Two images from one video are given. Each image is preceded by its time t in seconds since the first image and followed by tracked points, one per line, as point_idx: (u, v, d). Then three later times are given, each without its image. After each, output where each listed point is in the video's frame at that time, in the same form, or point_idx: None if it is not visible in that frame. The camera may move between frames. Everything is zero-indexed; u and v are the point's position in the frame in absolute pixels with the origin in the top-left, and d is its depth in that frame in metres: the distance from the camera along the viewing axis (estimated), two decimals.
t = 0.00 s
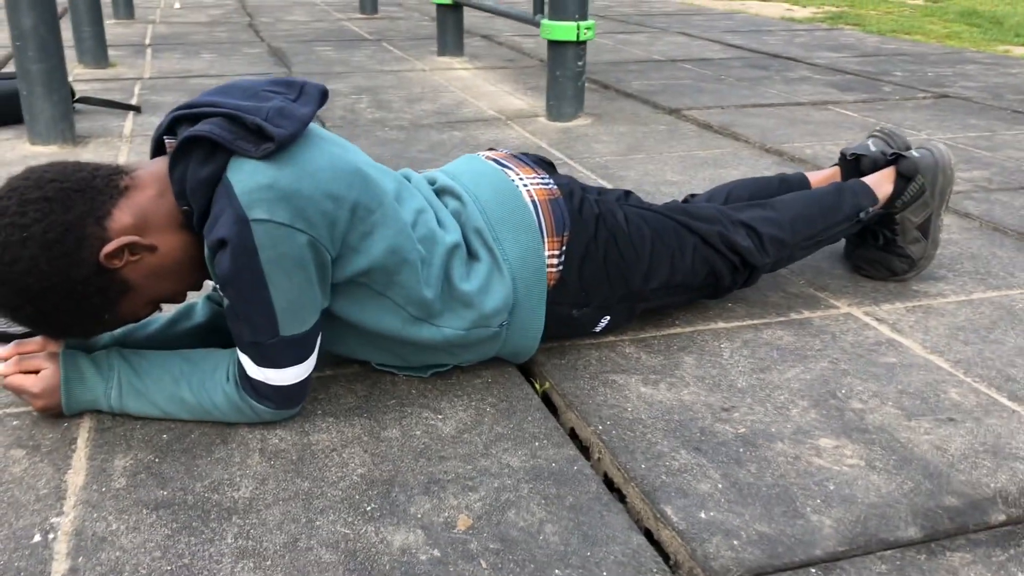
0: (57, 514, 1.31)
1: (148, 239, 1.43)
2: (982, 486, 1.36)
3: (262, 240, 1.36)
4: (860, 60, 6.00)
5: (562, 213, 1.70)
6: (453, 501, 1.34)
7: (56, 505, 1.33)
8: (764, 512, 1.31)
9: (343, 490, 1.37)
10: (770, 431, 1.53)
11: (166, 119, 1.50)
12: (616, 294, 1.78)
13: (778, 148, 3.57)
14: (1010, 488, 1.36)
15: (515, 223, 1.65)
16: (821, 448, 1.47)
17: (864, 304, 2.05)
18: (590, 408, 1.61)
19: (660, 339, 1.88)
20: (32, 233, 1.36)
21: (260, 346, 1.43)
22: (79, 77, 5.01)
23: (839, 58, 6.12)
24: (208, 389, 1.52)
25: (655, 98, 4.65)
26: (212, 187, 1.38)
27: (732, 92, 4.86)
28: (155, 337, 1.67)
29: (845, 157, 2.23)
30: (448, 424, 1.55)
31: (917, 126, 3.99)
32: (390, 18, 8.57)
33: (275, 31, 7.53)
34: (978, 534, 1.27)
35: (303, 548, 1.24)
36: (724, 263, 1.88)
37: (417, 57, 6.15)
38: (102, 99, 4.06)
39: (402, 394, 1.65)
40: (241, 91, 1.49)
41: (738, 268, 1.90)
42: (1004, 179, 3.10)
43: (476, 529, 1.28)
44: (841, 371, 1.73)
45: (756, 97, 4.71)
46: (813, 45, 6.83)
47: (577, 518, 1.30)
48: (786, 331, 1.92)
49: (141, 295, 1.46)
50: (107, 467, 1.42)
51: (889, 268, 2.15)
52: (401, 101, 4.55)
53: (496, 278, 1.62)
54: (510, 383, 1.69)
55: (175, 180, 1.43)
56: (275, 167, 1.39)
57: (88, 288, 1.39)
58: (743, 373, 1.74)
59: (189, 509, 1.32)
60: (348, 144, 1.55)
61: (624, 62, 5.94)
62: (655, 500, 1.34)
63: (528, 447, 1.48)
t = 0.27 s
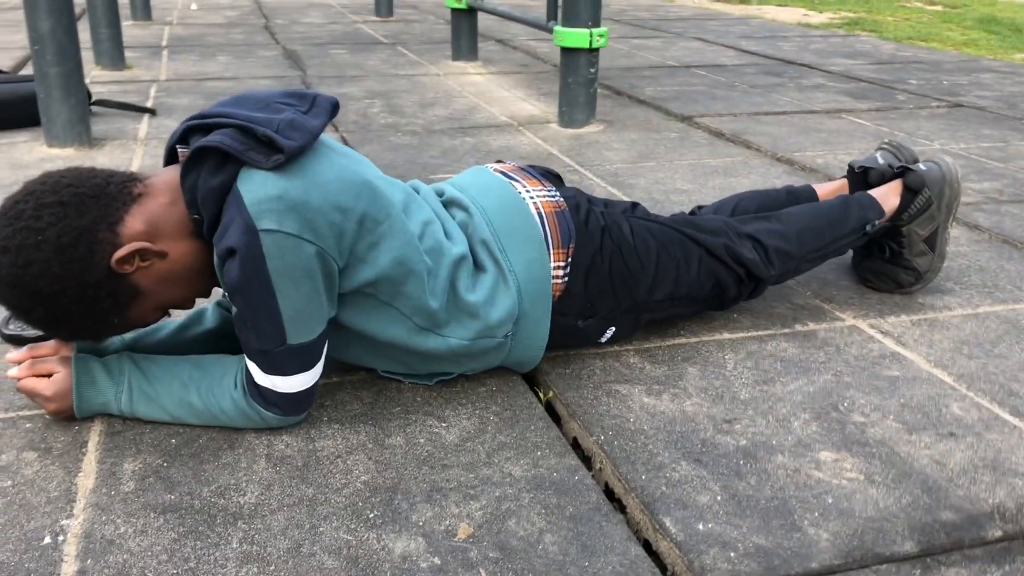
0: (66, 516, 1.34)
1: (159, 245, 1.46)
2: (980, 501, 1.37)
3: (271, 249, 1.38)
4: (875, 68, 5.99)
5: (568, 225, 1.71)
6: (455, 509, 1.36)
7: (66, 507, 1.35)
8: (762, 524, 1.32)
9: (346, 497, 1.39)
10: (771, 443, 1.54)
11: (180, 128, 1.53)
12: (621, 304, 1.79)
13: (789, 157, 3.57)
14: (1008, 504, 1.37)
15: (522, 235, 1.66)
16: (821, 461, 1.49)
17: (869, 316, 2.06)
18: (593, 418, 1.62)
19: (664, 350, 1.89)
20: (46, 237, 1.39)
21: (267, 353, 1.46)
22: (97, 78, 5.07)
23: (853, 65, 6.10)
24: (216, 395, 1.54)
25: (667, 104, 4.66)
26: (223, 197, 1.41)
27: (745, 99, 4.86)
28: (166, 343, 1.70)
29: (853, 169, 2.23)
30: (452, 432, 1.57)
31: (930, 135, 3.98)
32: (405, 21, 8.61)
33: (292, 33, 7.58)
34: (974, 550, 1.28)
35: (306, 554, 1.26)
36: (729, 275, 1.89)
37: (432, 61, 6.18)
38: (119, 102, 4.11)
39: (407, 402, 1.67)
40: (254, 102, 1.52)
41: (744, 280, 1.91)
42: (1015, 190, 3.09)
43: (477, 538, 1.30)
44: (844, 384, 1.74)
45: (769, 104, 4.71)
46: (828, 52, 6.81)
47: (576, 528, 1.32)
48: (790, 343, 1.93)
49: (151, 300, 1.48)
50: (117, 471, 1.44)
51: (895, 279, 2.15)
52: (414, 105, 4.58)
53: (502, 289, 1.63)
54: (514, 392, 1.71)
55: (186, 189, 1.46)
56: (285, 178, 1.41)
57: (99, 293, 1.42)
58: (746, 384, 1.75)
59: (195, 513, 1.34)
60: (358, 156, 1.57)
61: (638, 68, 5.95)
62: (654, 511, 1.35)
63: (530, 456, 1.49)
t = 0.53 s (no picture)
0: (80, 518, 1.37)
1: (174, 255, 1.50)
2: (980, 519, 1.37)
3: (281, 261, 1.41)
4: (894, 79, 5.97)
5: (576, 238, 1.73)
6: (457, 518, 1.38)
7: (79, 510, 1.39)
8: (761, 538, 1.34)
9: (352, 504, 1.42)
10: (773, 457, 1.55)
11: (195, 142, 1.57)
12: (629, 317, 1.80)
13: (804, 169, 3.57)
14: (1008, 522, 1.37)
15: (530, 247, 1.68)
16: (822, 475, 1.50)
17: (877, 331, 2.07)
18: (597, 429, 1.64)
19: (671, 362, 1.91)
20: (63, 247, 1.43)
21: (277, 362, 1.49)
22: (121, 84, 5.14)
23: (872, 76, 6.09)
24: (227, 401, 1.58)
25: (684, 114, 4.68)
26: (236, 210, 1.44)
27: (762, 110, 4.86)
28: (180, 349, 1.74)
29: (863, 185, 2.24)
30: (458, 441, 1.59)
31: (946, 149, 3.97)
32: (425, 28, 8.66)
33: (313, 39, 7.65)
34: (971, 568, 1.29)
35: (312, 559, 1.29)
36: (737, 289, 1.90)
37: (451, 69, 6.22)
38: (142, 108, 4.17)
39: (415, 410, 1.70)
40: (267, 117, 1.55)
41: (751, 294, 1.92)
42: None
43: (478, 547, 1.32)
44: (849, 399, 1.75)
45: (786, 115, 4.71)
46: (847, 62, 6.80)
47: (577, 539, 1.34)
48: (796, 357, 1.94)
49: (164, 308, 1.52)
50: (129, 474, 1.48)
51: (904, 295, 2.15)
52: (432, 113, 4.62)
53: (509, 300, 1.65)
54: (521, 402, 1.73)
55: (201, 201, 1.49)
56: (295, 192, 1.44)
57: (114, 301, 1.46)
58: (751, 398, 1.76)
59: (205, 517, 1.37)
60: (369, 169, 1.59)
61: (656, 77, 5.96)
62: (654, 523, 1.37)
63: (534, 466, 1.52)
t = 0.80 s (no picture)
0: (91, 505, 1.41)
1: (186, 253, 1.53)
2: (979, 523, 1.38)
3: (290, 259, 1.44)
4: (913, 85, 5.94)
5: (582, 238, 1.75)
6: (459, 512, 1.40)
7: (91, 497, 1.42)
8: (758, 537, 1.35)
9: (356, 496, 1.44)
10: (774, 458, 1.56)
11: (207, 142, 1.60)
12: (634, 317, 1.81)
13: (818, 174, 3.57)
14: (1008, 526, 1.38)
15: (536, 247, 1.70)
16: (822, 477, 1.51)
17: (884, 336, 2.07)
18: (600, 428, 1.66)
19: (677, 363, 1.92)
20: (79, 245, 1.46)
21: (286, 358, 1.52)
22: (144, 83, 5.22)
23: (891, 82, 6.06)
24: (237, 395, 1.60)
25: (700, 118, 4.68)
26: (246, 209, 1.47)
27: (778, 114, 4.86)
28: (193, 343, 1.77)
29: (872, 191, 2.24)
30: (462, 437, 1.61)
31: (963, 155, 3.96)
32: (445, 31, 8.71)
33: (334, 41, 7.71)
34: (968, 571, 1.29)
35: (315, 550, 1.31)
36: (743, 292, 1.91)
37: (469, 71, 6.25)
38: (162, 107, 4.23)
39: (421, 407, 1.72)
40: (278, 118, 1.58)
41: (757, 297, 1.93)
42: None
43: (478, 541, 1.34)
44: (852, 403, 1.76)
45: (802, 120, 4.70)
46: (867, 68, 6.77)
47: (576, 535, 1.35)
48: (802, 360, 1.94)
49: (177, 305, 1.55)
50: (140, 464, 1.51)
51: (912, 300, 2.16)
52: (448, 115, 4.65)
53: (515, 298, 1.67)
54: (525, 401, 1.75)
55: (212, 200, 1.52)
56: (304, 191, 1.47)
57: (128, 297, 1.49)
58: (755, 400, 1.77)
59: (212, 507, 1.40)
60: (378, 169, 1.62)
61: (673, 81, 5.97)
62: (653, 521, 1.39)
63: (536, 463, 1.54)
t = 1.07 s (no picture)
0: (101, 499, 1.43)
1: (199, 254, 1.55)
2: (989, 534, 1.36)
3: (300, 259, 1.46)
4: (944, 97, 5.88)
5: (594, 241, 1.75)
6: (464, 513, 1.41)
7: (102, 492, 1.45)
8: (764, 544, 1.34)
9: (363, 496, 1.45)
10: (784, 466, 1.55)
11: (221, 145, 1.62)
12: (647, 321, 1.80)
13: (843, 185, 3.54)
14: (1018, 539, 1.36)
15: (547, 248, 1.70)
16: (832, 486, 1.50)
17: (902, 347, 2.05)
18: (610, 434, 1.65)
19: (690, 371, 1.90)
20: (94, 246, 1.50)
21: (296, 358, 1.54)
22: (174, 90, 5.30)
23: (921, 94, 6.00)
24: (249, 395, 1.62)
25: (725, 129, 4.66)
26: (258, 210, 1.50)
27: (805, 125, 4.83)
28: (208, 343, 1.79)
29: (893, 201, 2.22)
30: (471, 440, 1.62)
31: (992, 168, 3.90)
32: (473, 41, 8.77)
33: (363, 50, 7.79)
34: None
35: (319, 547, 1.32)
36: (758, 298, 1.90)
37: (495, 81, 6.28)
38: (191, 113, 4.30)
39: (431, 409, 1.73)
40: (291, 121, 1.61)
41: (773, 304, 1.91)
42: None
43: (482, 542, 1.34)
44: (866, 413, 1.74)
45: (829, 131, 4.67)
46: (897, 80, 6.71)
47: (580, 538, 1.35)
48: (817, 369, 1.92)
49: (191, 305, 1.58)
50: (152, 461, 1.53)
51: (933, 312, 2.13)
52: (473, 124, 4.68)
53: (525, 300, 1.67)
54: (536, 405, 1.75)
55: (225, 201, 1.54)
56: (315, 192, 1.49)
57: (142, 297, 1.52)
58: (767, 408, 1.75)
59: (220, 504, 1.42)
60: (390, 171, 1.64)
61: (700, 91, 5.95)
62: (658, 526, 1.38)
63: (543, 467, 1.54)
